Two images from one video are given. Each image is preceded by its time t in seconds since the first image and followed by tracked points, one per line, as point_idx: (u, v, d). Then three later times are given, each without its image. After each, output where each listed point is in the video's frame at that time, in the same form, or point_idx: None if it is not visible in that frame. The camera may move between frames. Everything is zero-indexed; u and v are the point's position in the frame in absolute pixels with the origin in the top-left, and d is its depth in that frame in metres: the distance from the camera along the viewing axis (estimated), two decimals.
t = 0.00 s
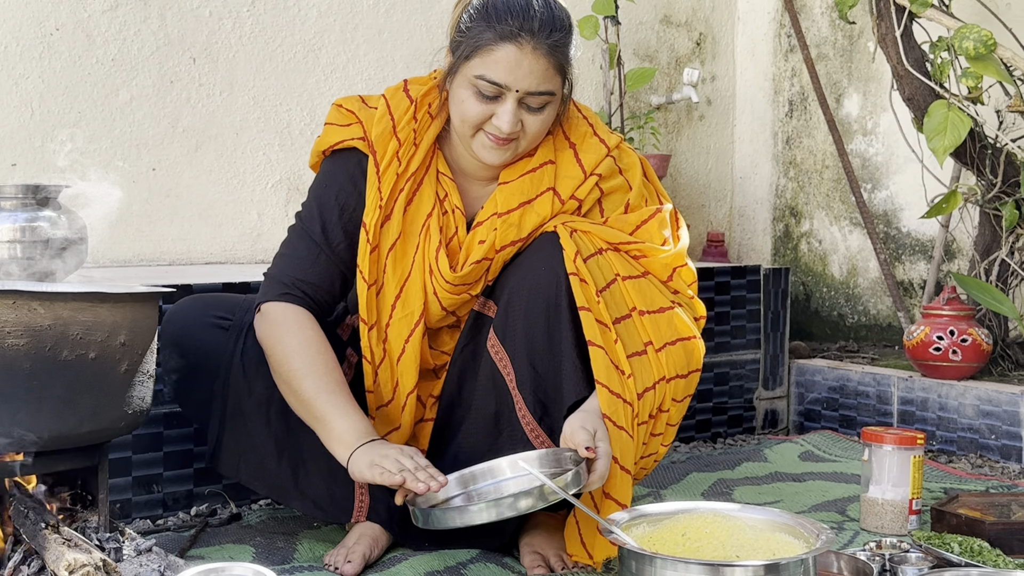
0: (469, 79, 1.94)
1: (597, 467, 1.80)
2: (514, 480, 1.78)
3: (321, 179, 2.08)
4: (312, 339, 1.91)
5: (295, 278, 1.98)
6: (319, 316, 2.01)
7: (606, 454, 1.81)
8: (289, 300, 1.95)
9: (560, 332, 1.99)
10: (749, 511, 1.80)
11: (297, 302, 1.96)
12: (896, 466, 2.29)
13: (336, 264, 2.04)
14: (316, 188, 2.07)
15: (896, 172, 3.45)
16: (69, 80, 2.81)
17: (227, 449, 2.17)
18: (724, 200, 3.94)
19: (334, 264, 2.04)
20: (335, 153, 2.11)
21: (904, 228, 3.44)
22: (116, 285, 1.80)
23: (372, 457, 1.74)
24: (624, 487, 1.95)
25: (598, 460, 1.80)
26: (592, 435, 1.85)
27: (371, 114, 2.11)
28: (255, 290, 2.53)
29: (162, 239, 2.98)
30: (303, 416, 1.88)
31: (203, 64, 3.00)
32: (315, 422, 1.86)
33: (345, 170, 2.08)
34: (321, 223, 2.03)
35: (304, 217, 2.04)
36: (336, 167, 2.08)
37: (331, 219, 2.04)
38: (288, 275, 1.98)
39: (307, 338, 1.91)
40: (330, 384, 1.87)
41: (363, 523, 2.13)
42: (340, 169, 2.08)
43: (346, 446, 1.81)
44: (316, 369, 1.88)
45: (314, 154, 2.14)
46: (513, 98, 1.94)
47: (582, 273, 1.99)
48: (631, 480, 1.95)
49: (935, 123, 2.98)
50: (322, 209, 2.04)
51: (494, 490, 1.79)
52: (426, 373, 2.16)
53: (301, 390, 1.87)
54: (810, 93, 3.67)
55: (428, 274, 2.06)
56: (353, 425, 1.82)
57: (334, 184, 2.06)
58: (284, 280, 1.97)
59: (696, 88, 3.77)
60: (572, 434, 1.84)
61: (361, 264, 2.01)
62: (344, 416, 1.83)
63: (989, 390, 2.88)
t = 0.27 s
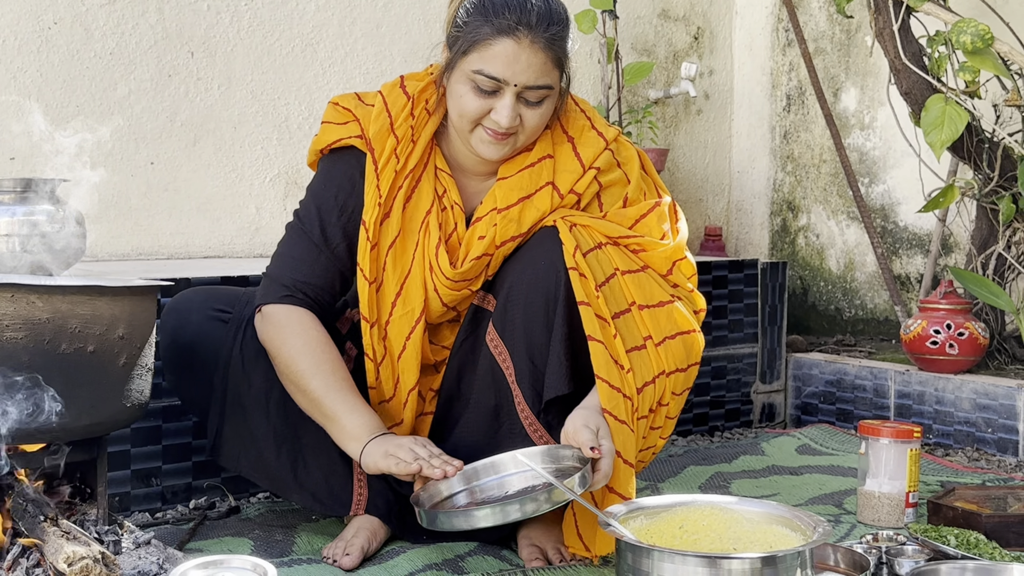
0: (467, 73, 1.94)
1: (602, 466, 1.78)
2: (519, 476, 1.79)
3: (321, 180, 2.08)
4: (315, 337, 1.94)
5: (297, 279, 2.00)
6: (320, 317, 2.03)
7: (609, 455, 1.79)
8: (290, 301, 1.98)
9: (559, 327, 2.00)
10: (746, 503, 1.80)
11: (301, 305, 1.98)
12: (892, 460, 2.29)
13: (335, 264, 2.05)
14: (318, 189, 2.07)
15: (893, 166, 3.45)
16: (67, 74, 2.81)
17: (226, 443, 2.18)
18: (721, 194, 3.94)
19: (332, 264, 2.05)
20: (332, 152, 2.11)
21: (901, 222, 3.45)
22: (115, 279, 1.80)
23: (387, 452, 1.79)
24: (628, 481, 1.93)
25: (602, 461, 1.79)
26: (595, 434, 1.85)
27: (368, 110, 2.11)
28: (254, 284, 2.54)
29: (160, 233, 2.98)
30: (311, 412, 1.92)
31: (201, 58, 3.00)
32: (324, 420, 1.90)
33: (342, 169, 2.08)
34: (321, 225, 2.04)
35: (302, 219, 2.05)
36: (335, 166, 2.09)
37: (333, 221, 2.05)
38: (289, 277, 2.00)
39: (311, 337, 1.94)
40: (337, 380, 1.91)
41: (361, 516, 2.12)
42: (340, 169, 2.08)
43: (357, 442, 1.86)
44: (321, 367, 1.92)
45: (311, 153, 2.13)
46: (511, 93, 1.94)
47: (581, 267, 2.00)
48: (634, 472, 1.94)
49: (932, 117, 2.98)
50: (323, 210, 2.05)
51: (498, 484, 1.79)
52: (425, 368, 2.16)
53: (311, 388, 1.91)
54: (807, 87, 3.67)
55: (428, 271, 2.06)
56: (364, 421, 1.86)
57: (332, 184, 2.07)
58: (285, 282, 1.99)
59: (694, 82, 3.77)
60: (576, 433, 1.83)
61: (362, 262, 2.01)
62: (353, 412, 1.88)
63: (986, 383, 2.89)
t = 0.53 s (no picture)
0: (468, 68, 1.94)
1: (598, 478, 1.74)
2: (522, 476, 1.77)
3: (319, 170, 2.09)
4: (309, 320, 1.93)
5: (293, 271, 2.00)
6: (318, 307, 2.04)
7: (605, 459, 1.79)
8: (283, 291, 1.98)
9: (559, 319, 2.00)
10: (744, 494, 1.80)
11: (294, 294, 1.98)
12: (891, 450, 2.30)
13: (332, 256, 2.06)
14: (315, 179, 2.08)
15: (892, 157, 3.45)
16: (66, 65, 2.81)
17: (223, 434, 2.18)
18: (720, 185, 3.94)
19: (330, 255, 2.06)
20: (330, 144, 2.11)
21: (900, 213, 3.45)
22: (114, 270, 1.80)
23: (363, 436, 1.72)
24: (627, 472, 1.88)
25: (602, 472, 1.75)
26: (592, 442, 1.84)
27: (366, 102, 2.10)
28: (253, 275, 2.54)
29: (159, 224, 2.98)
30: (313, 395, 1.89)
31: (200, 49, 2.99)
32: (320, 399, 1.86)
33: (341, 162, 2.08)
34: (318, 217, 2.05)
35: (299, 212, 2.06)
36: (333, 159, 2.09)
37: (328, 211, 2.06)
38: (284, 268, 2.01)
39: (304, 320, 1.93)
40: (329, 356, 1.88)
41: (360, 507, 2.13)
42: (338, 160, 2.08)
43: (352, 413, 1.81)
44: (312, 346, 1.89)
45: (310, 144, 2.14)
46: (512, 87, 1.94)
47: (579, 260, 1.99)
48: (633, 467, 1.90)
49: (930, 108, 2.98)
50: (319, 201, 2.06)
51: (498, 483, 1.76)
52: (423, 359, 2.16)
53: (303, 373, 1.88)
54: (806, 79, 3.67)
55: (426, 262, 2.06)
56: (358, 389, 1.82)
57: (328, 176, 2.08)
58: (279, 273, 2.00)
59: (693, 73, 3.77)
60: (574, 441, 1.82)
61: (359, 253, 2.02)
62: (347, 382, 1.83)
63: (984, 374, 2.90)
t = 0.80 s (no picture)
0: (466, 57, 1.94)
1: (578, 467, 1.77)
2: (495, 475, 1.78)
3: (319, 171, 2.07)
4: (322, 327, 1.90)
5: (302, 275, 1.97)
6: (330, 311, 2.00)
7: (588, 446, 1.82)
8: (297, 298, 1.94)
9: (561, 309, 1.99)
10: (742, 481, 1.79)
11: (307, 300, 1.95)
12: (889, 437, 2.31)
13: (342, 257, 2.03)
14: (315, 180, 2.06)
15: (891, 145, 3.45)
16: (64, 53, 2.80)
17: (223, 422, 2.19)
18: (719, 174, 3.93)
19: (340, 256, 2.02)
20: (329, 142, 2.10)
21: (899, 201, 3.45)
22: (112, 258, 1.80)
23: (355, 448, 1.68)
24: (610, 465, 1.91)
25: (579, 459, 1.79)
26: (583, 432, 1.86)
27: (364, 97, 2.09)
28: (251, 263, 2.53)
29: (157, 213, 2.98)
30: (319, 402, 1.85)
31: (197, 37, 2.98)
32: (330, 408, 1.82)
33: (339, 160, 2.07)
34: (324, 218, 2.03)
35: (304, 215, 2.03)
36: (331, 157, 2.07)
37: (334, 213, 2.03)
38: (295, 272, 1.97)
39: (316, 327, 1.89)
40: (339, 363, 1.84)
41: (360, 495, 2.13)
42: (337, 156, 2.07)
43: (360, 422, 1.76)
44: (322, 354, 1.85)
45: (308, 142, 2.12)
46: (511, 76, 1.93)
47: (582, 248, 1.99)
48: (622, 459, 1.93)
49: (929, 96, 2.98)
50: (324, 204, 2.04)
51: (471, 480, 1.77)
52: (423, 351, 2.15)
53: (312, 382, 1.85)
54: (805, 67, 3.67)
55: (430, 256, 2.05)
56: (365, 398, 1.78)
57: (330, 176, 2.06)
58: (291, 278, 1.96)
59: (692, 61, 3.76)
60: (562, 426, 1.85)
61: (363, 251, 1.99)
62: (355, 391, 1.79)
63: (982, 361, 2.90)
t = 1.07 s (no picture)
0: (475, 48, 1.94)
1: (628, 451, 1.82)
2: (461, 556, 1.69)
3: (325, 177, 2.04)
4: (330, 341, 1.83)
5: (315, 279, 1.90)
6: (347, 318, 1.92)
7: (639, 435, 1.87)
8: (308, 304, 1.87)
9: (581, 295, 2.00)
10: (742, 464, 1.79)
11: (320, 305, 1.87)
12: (887, 421, 2.32)
13: (354, 259, 1.97)
14: (322, 187, 2.03)
15: (889, 130, 3.45)
16: (64, 40, 2.80)
17: (225, 406, 2.19)
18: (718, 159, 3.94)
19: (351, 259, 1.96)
20: (333, 146, 2.08)
21: (898, 186, 3.45)
22: (113, 244, 1.80)
23: (324, 483, 1.62)
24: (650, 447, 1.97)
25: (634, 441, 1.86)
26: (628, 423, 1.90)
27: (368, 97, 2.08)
28: (251, 249, 2.54)
29: (158, 198, 2.98)
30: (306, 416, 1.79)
31: (197, 23, 2.98)
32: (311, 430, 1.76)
33: (345, 162, 2.04)
34: (335, 222, 1.99)
35: (315, 221, 1.99)
36: (338, 159, 2.05)
37: (342, 216, 1.99)
38: (307, 277, 1.91)
39: (323, 341, 1.82)
40: (334, 387, 1.77)
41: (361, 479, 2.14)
42: (344, 160, 2.05)
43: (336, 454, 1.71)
44: (320, 374, 1.78)
45: (313, 145, 2.10)
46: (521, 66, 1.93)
47: (602, 235, 1.99)
48: (658, 440, 1.99)
49: (928, 80, 2.98)
50: (333, 208, 2.00)
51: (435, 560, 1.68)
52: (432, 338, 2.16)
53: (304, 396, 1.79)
54: (803, 52, 3.68)
55: (447, 252, 2.05)
56: (349, 432, 1.72)
57: (337, 180, 2.03)
58: (305, 283, 1.89)
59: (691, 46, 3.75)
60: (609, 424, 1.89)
61: (382, 252, 1.97)
62: (339, 422, 1.73)
63: (980, 345, 2.92)
